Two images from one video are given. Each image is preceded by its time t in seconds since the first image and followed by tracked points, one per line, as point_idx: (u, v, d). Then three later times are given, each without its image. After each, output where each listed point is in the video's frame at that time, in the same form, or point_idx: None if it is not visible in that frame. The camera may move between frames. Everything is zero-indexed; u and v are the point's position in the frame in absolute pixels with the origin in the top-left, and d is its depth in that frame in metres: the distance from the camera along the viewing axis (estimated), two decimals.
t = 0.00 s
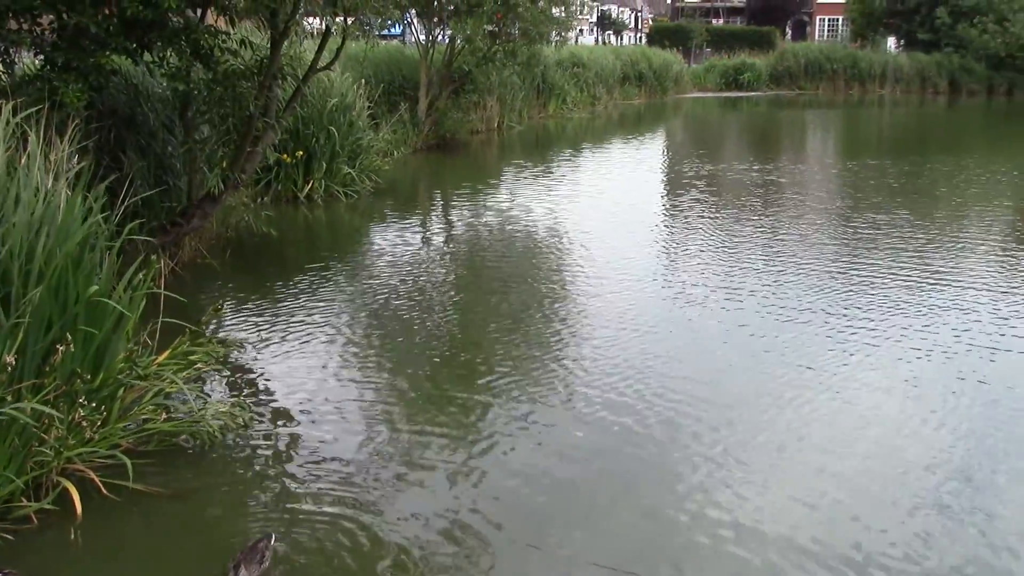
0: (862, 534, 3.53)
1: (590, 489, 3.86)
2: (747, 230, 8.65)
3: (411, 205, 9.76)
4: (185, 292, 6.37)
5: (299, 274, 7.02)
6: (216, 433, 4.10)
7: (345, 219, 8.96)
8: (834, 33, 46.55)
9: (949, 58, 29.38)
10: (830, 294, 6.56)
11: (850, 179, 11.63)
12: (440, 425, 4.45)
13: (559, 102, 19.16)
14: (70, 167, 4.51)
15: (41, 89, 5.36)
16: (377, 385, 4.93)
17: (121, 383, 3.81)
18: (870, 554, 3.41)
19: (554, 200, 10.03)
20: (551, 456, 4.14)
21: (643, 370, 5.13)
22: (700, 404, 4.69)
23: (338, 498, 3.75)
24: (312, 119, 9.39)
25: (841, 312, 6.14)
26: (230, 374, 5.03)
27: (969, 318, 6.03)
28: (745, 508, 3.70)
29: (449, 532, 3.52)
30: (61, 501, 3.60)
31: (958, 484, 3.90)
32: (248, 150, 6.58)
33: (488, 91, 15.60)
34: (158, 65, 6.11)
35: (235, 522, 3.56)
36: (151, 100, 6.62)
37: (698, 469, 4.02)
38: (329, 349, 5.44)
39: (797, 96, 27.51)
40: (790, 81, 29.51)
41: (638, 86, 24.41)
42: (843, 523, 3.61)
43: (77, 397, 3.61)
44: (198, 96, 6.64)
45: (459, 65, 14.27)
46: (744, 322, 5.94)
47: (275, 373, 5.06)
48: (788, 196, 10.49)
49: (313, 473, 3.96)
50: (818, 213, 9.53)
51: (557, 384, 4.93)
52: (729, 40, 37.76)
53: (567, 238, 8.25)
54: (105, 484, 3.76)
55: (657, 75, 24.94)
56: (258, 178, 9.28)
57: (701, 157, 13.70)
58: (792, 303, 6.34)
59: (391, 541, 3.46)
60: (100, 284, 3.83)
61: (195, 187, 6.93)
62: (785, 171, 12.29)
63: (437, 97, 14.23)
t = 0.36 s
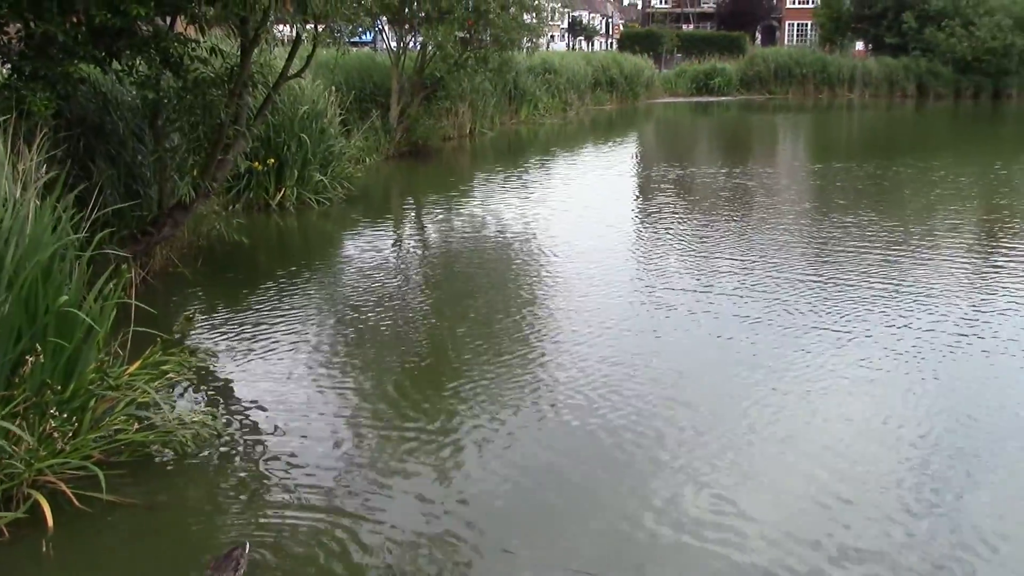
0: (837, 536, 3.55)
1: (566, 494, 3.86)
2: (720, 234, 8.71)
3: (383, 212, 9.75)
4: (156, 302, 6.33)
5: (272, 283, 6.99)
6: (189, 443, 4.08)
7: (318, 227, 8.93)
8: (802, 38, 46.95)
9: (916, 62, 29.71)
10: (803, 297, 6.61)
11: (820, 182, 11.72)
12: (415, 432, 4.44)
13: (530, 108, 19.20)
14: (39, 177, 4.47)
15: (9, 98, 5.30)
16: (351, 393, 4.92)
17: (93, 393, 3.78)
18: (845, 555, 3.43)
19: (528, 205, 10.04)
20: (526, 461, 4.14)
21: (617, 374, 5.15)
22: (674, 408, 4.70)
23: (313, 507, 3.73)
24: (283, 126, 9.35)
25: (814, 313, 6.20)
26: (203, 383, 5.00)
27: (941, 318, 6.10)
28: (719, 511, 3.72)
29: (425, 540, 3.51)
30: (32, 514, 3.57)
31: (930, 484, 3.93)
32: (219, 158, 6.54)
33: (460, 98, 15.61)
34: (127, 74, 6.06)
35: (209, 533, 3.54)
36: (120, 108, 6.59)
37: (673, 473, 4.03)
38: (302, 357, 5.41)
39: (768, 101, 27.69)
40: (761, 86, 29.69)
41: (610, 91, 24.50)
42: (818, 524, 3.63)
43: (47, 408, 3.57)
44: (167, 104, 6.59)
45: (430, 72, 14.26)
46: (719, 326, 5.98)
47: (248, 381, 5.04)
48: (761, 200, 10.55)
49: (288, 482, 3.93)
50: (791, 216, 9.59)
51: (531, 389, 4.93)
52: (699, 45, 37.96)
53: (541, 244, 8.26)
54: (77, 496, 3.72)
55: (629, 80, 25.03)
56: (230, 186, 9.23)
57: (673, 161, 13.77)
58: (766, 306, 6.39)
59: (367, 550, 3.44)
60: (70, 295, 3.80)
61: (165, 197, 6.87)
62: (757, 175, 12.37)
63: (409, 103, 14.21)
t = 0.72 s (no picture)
0: (812, 536, 3.58)
1: (543, 499, 3.87)
2: (694, 239, 8.75)
3: (359, 219, 9.74)
4: (131, 311, 6.30)
5: (248, 290, 6.96)
6: (163, 452, 4.06)
7: (293, 234, 8.92)
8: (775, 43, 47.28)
9: (888, 66, 29.98)
10: (777, 300, 6.66)
11: (793, 186, 11.80)
12: (392, 439, 4.44)
13: (505, 114, 19.23)
14: (10, 186, 4.44)
15: None
16: (327, 400, 4.90)
17: (66, 403, 3.76)
18: (821, 557, 3.45)
19: (504, 211, 10.05)
20: (503, 467, 4.15)
21: (593, 379, 5.16)
22: (650, 412, 4.72)
23: (290, 516, 3.72)
24: (258, 134, 9.33)
25: (789, 317, 6.24)
26: (178, 392, 4.98)
27: (914, 321, 6.16)
28: (695, 514, 3.74)
29: (403, 547, 3.51)
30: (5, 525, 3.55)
31: (904, 485, 3.97)
32: (192, 166, 6.51)
33: (435, 104, 15.62)
34: (99, 82, 6.02)
35: (185, 541, 3.53)
36: (93, 117, 6.58)
37: (648, 477, 4.05)
38: (278, 365, 5.39)
39: (741, 106, 27.84)
40: (734, 91, 29.85)
41: (584, 97, 24.57)
42: (794, 527, 3.65)
43: (21, 419, 3.55)
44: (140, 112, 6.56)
45: (404, 79, 14.25)
46: (695, 330, 6.01)
47: (224, 389, 5.02)
48: (735, 204, 10.62)
49: (264, 491, 3.92)
50: (765, 220, 9.65)
51: (508, 395, 4.94)
52: (672, 50, 38.12)
53: (517, 250, 8.28)
54: (51, 507, 3.70)
55: (604, 86, 25.11)
56: (204, 195, 9.18)
57: (648, 166, 13.82)
58: (741, 310, 6.43)
59: (345, 558, 3.44)
60: (43, 305, 3.78)
61: (139, 206, 6.82)
62: (731, 180, 12.44)
63: (384, 110, 14.21)
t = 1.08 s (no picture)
0: (783, 536, 3.61)
1: (517, 504, 3.87)
2: (666, 242, 8.79)
3: (330, 225, 9.71)
4: (100, 320, 6.25)
5: (220, 298, 6.93)
6: (134, 462, 4.03)
7: (264, 241, 8.89)
8: (744, 47, 47.58)
9: (856, 70, 30.23)
10: (750, 303, 6.68)
11: (763, 189, 11.88)
12: (365, 445, 4.42)
13: (477, 119, 19.25)
14: None
15: None
16: (300, 408, 4.89)
17: (35, 414, 3.72)
18: (794, 557, 3.47)
19: (476, 216, 10.06)
20: (477, 472, 4.15)
21: (566, 382, 5.17)
22: (622, 415, 4.74)
23: (262, 524, 3.70)
24: (228, 140, 9.30)
25: (763, 319, 6.26)
26: (148, 401, 4.95)
27: (886, 321, 6.21)
28: (668, 516, 3.76)
29: (377, 554, 3.50)
30: None
31: (876, 484, 4.00)
32: (161, 174, 6.46)
33: (406, 110, 15.63)
34: (66, 89, 5.97)
35: (156, 551, 3.51)
36: (60, 125, 6.53)
37: (621, 479, 4.06)
38: (250, 373, 5.37)
39: (711, 110, 28.01)
40: (704, 95, 30.02)
41: (556, 101, 24.64)
42: (768, 527, 3.67)
43: None
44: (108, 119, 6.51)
45: (375, 84, 14.23)
46: (668, 334, 6.02)
47: (195, 398, 5.00)
48: (706, 207, 10.68)
49: (237, 499, 3.90)
50: (737, 223, 9.71)
51: (482, 401, 4.94)
52: (643, 55, 38.26)
53: (490, 254, 8.29)
54: (20, 518, 3.67)
55: (575, 90, 25.19)
56: (173, 202, 9.13)
57: (619, 170, 13.87)
58: (714, 313, 6.44)
59: (320, 567, 3.43)
60: (10, 314, 3.74)
61: (108, 214, 6.79)
62: (702, 183, 12.51)
63: (355, 116, 14.18)
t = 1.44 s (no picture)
0: (754, 535, 3.64)
1: (491, 506, 3.88)
2: (637, 244, 8.82)
3: (301, 228, 9.67)
4: (68, 325, 6.20)
5: (189, 303, 6.89)
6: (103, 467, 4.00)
7: (234, 245, 8.85)
8: (714, 50, 47.84)
9: (825, 72, 30.45)
10: (722, 305, 6.71)
11: (732, 191, 11.95)
12: (338, 449, 4.42)
13: (448, 122, 19.24)
14: None
15: None
16: (271, 412, 4.87)
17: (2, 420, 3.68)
18: (765, 555, 3.50)
19: (447, 219, 10.06)
20: (450, 474, 4.16)
21: (538, 385, 5.18)
22: (594, 417, 4.76)
23: (233, 528, 3.70)
24: (197, 144, 9.24)
25: (734, 321, 6.30)
26: (118, 406, 4.91)
27: (857, 321, 6.26)
28: (640, 517, 3.78)
29: (351, 559, 3.50)
30: None
31: (846, 482, 4.04)
32: (130, 178, 6.40)
33: (376, 113, 15.62)
34: (32, 93, 5.93)
35: (126, 557, 3.49)
36: (27, 128, 6.49)
37: (593, 481, 4.08)
38: (220, 377, 5.35)
39: (682, 112, 28.13)
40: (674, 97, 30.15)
41: (527, 104, 24.67)
42: (739, 527, 3.70)
43: None
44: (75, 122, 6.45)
45: (345, 87, 14.19)
46: (640, 336, 6.04)
47: (164, 403, 4.97)
48: (677, 209, 10.73)
49: (208, 504, 3.88)
50: (707, 224, 9.76)
51: (454, 403, 4.94)
52: (613, 57, 38.37)
53: (462, 258, 8.29)
54: None
55: (546, 93, 25.23)
56: (142, 206, 9.07)
57: (590, 173, 13.91)
58: (685, 315, 6.47)
59: (293, 572, 3.42)
60: None
61: (76, 218, 6.75)
62: (673, 184, 12.57)
63: (326, 119, 14.14)
